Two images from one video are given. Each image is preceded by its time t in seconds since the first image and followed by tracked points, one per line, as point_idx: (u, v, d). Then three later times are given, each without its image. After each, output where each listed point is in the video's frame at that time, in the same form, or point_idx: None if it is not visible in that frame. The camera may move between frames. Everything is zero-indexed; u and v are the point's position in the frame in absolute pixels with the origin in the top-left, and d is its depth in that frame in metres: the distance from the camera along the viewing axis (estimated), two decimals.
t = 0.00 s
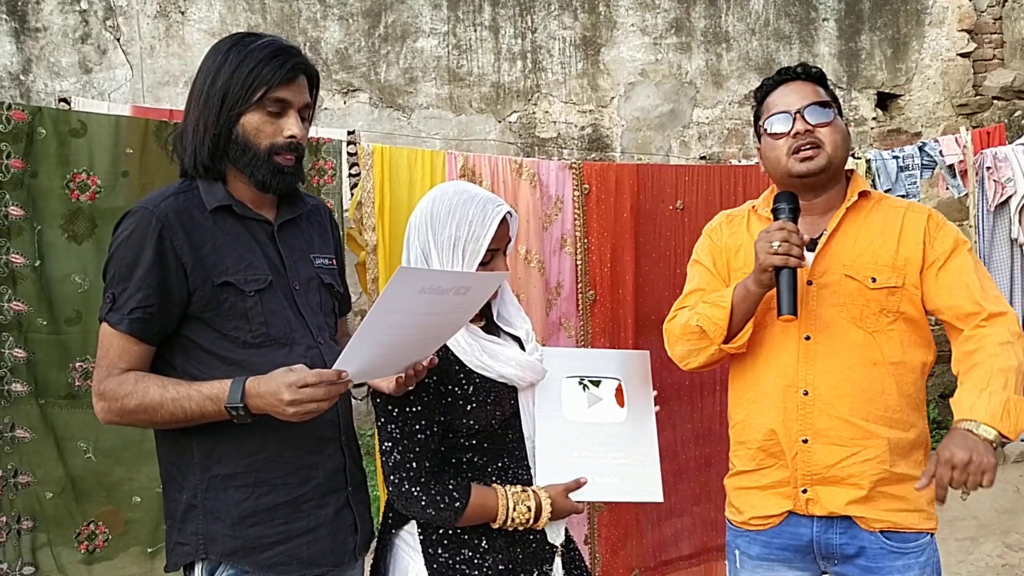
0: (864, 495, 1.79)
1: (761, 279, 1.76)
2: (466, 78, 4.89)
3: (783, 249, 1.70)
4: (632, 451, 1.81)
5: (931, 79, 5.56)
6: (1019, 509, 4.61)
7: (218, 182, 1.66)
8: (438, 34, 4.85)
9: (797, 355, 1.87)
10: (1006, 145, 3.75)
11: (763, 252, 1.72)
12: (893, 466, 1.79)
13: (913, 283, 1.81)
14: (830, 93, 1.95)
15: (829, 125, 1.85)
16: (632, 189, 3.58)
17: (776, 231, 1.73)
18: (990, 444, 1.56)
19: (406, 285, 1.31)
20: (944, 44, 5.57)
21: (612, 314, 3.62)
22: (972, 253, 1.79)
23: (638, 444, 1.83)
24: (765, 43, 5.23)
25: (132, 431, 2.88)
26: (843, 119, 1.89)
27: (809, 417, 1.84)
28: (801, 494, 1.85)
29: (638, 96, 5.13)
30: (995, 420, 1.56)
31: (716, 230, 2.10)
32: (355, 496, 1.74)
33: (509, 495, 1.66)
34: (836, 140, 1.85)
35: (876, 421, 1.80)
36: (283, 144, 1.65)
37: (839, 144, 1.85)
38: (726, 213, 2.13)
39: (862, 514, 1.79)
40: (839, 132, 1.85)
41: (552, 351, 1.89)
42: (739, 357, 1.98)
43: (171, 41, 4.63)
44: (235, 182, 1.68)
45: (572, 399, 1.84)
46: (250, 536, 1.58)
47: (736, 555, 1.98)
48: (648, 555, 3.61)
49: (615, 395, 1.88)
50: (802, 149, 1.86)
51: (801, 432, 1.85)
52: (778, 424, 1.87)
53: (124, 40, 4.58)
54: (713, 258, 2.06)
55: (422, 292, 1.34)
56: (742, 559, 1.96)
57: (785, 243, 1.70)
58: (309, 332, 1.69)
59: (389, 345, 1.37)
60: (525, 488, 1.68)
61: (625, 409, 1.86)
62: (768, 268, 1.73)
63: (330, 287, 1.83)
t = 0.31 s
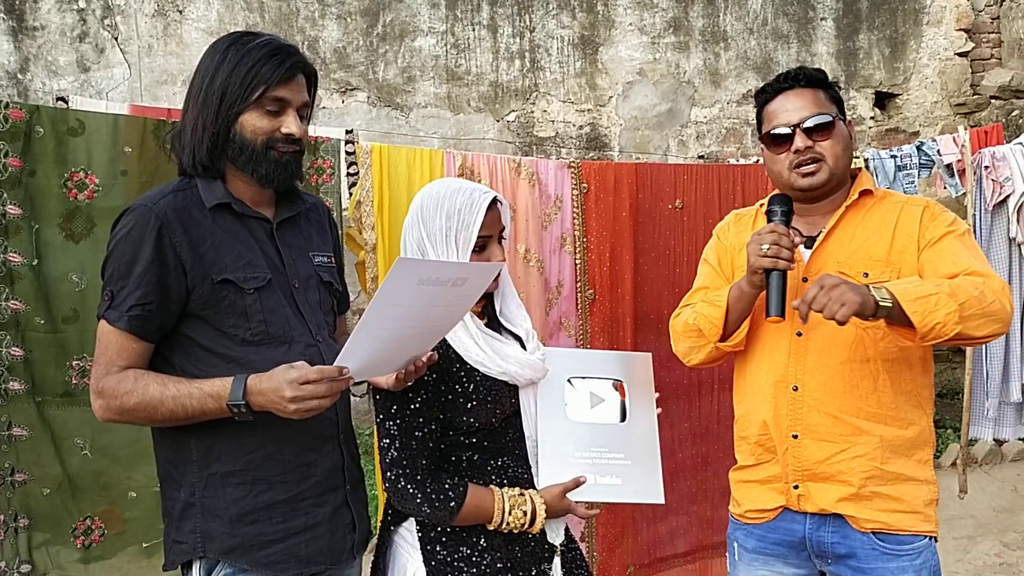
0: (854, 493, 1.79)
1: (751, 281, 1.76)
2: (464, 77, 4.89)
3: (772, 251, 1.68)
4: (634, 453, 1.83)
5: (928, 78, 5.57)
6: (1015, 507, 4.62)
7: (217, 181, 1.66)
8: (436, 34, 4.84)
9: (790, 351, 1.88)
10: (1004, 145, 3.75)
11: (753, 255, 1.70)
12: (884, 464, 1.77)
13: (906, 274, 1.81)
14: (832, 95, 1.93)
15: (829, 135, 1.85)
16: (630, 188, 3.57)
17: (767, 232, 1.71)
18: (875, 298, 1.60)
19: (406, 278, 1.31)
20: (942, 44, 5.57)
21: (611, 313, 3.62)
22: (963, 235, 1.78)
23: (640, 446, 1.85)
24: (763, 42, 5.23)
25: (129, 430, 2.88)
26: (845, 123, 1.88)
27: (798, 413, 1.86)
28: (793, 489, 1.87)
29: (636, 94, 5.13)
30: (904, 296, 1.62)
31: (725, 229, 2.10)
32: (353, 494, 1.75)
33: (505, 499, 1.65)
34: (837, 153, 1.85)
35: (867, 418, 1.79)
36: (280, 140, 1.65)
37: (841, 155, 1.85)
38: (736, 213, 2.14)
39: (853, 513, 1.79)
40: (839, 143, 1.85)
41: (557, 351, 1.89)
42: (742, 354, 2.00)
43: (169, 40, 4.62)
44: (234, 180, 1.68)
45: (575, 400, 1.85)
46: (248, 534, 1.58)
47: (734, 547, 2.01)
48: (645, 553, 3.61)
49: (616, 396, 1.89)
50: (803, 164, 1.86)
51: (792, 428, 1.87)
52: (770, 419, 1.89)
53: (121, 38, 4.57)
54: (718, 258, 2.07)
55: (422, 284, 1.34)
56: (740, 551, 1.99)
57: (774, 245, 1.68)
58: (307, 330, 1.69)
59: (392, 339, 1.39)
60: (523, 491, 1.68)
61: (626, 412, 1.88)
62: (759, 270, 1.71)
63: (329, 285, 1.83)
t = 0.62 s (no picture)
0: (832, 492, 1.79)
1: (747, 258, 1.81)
2: (461, 76, 4.88)
3: (768, 229, 1.74)
4: (637, 459, 1.81)
5: (925, 78, 5.57)
6: (1011, 506, 4.62)
7: (213, 179, 1.66)
8: (433, 32, 4.84)
9: (774, 351, 1.90)
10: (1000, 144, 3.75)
11: (750, 233, 1.76)
12: (863, 465, 1.76)
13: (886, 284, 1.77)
14: (837, 96, 1.92)
15: (825, 133, 1.85)
16: (627, 187, 3.57)
17: (765, 210, 1.77)
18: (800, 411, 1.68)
19: (412, 281, 1.35)
20: (938, 43, 5.58)
21: (608, 312, 3.61)
22: (940, 256, 1.72)
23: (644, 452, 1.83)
24: (759, 41, 5.22)
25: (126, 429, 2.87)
26: (843, 124, 1.88)
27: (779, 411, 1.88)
28: (776, 486, 1.88)
29: (633, 93, 5.13)
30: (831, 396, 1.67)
31: (728, 227, 2.12)
32: (350, 493, 1.75)
33: (496, 502, 1.66)
34: (830, 150, 1.85)
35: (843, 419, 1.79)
36: (275, 139, 1.64)
37: (833, 154, 1.85)
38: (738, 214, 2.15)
39: (831, 514, 1.79)
40: (834, 141, 1.85)
41: (561, 356, 1.89)
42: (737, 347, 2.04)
43: (165, 39, 4.64)
44: (231, 179, 1.68)
45: (578, 405, 1.84)
46: (245, 533, 1.58)
47: (730, 540, 2.05)
48: (642, 552, 3.61)
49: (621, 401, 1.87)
50: (796, 156, 1.86)
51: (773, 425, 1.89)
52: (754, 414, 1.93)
53: (117, 36, 4.56)
54: (722, 252, 2.08)
55: (425, 287, 1.38)
56: (733, 544, 2.03)
57: (771, 223, 1.74)
58: (304, 328, 1.69)
59: (389, 339, 1.41)
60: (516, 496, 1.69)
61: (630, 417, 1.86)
62: (754, 247, 1.77)
63: (325, 283, 1.83)
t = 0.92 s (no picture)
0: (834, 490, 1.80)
1: (758, 233, 1.78)
2: (457, 75, 4.87)
3: (782, 201, 1.73)
4: (633, 461, 1.81)
5: (921, 77, 5.58)
6: (1007, 505, 4.63)
7: (211, 179, 1.65)
8: (429, 31, 4.83)
9: (776, 349, 1.90)
10: (996, 144, 3.75)
11: (762, 205, 1.75)
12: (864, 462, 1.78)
13: (897, 285, 1.79)
14: (832, 97, 1.92)
15: (819, 134, 1.85)
16: (624, 186, 3.56)
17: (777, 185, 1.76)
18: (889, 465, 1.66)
19: (411, 290, 1.38)
20: (935, 43, 5.59)
21: (605, 311, 3.60)
22: (958, 258, 1.75)
23: (639, 454, 1.83)
24: (756, 40, 5.23)
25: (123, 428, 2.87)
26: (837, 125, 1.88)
27: (782, 410, 1.87)
28: (776, 485, 1.88)
29: (630, 93, 5.13)
30: (912, 440, 1.65)
31: (723, 222, 2.12)
32: (348, 492, 1.74)
33: (487, 499, 1.67)
34: (824, 151, 1.85)
35: (850, 418, 1.80)
36: (281, 146, 1.65)
37: (827, 154, 1.85)
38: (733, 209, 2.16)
39: (834, 512, 1.80)
40: (828, 143, 1.85)
41: (558, 352, 1.87)
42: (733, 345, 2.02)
43: (161, 37, 4.62)
44: (228, 180, 1.67)
45: (576, 403, 1.83)
46: (243, 533, 1.58)
47: (721, 543, 2.03)
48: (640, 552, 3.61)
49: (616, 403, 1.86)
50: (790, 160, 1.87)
51: (775, 424, 1.88)
52: (756, 411, 1.92)
53: (114, 35, 4.56)
54: (718, 245, 2.08)
55: (425, 294, 1.41)
56: (726, 546, 2.01)
57: (784, 196, 1.74)
58: (301, 327, 1.68)
59: (389, 343, 1.43)
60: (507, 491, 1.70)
61: (626, 419, 1.85)
62: (766, 220, 1.76)
63: (322, 282, 1.83)
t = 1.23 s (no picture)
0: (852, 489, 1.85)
1: (773, 254, 1.78)
2: (455, 74, 4.87)
3: (797, 222, 1.74)
4: (613, 450, 1.83)
5: (919, 77, 5.59)
6: (1004, 504, 4.64)
7: (204, 177, 1.65)
8: (427, 30, 4.83)
9: (796, 352, 1.91)
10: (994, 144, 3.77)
11: (777, 225, 1.75)
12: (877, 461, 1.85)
13: (907, 288, 1.86)
14: (831, 98, 1.93)
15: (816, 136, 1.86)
16: (621, 185, 3.57)
17: (788, 204, 1.77)
18: (880, 453, 1.73)
19: (412, 295, 1.40)
20: (932, 42, 5.60)
21: (604, 310, 3.60)
22: (957, 268, 1.87)
23: (621, 443, 1.84)
24: (753, 40, 5.26)
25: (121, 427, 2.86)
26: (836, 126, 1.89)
27: (801, 412, 1.89)
28: (792, 488, 1.89)
29: (628, 92, 5.13)
30: (908, 434, 1.73)
31: (716, 225, 2.12)
32: (348, 489, 1.74)
33: (466, 494, 1.68)
34: (823, 152, 1.86)
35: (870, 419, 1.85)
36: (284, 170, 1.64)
37: (826, 155, 1.87)
38: (725, 210, 2.16)
39: (852, 509, 1.84)
40: (826, 144, 1.86)
41: (543, 341, 1.85)
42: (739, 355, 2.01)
43: (159, 36, 4.60)
44: (226, 180, 1.67)
45: (559, 392, 1.83)
46: (243, 531, 1.58)
47: (722, 548, 2.02)
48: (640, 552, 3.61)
49: (598, 391, 1.87)
50: (789, 161, 1.88)
51: (794, 427, 1.89)
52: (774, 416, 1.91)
53: (111, 34, 4.55)
54: (714, 252, 2.08)
55: (427, 299, 1.43)
56: (729, 552, 2.00)
57: (799, 216, 1.74)
58: (298, 326, 1.68)
59: (386, 346, 1.47)
60: (486, 486, 1.70)
61: (607, 408, 1.86)
62: (781, 241, 1.76)
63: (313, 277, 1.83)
